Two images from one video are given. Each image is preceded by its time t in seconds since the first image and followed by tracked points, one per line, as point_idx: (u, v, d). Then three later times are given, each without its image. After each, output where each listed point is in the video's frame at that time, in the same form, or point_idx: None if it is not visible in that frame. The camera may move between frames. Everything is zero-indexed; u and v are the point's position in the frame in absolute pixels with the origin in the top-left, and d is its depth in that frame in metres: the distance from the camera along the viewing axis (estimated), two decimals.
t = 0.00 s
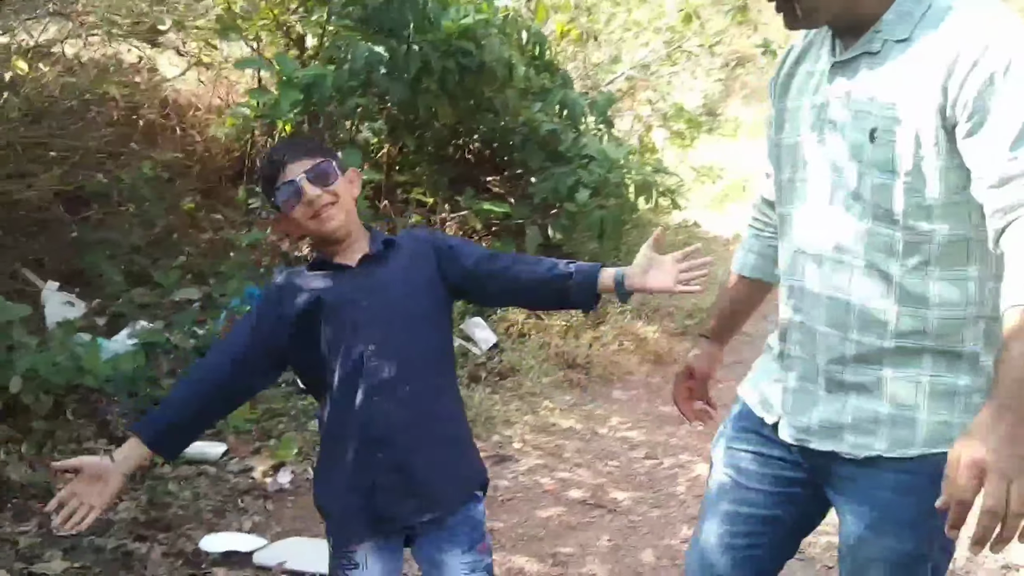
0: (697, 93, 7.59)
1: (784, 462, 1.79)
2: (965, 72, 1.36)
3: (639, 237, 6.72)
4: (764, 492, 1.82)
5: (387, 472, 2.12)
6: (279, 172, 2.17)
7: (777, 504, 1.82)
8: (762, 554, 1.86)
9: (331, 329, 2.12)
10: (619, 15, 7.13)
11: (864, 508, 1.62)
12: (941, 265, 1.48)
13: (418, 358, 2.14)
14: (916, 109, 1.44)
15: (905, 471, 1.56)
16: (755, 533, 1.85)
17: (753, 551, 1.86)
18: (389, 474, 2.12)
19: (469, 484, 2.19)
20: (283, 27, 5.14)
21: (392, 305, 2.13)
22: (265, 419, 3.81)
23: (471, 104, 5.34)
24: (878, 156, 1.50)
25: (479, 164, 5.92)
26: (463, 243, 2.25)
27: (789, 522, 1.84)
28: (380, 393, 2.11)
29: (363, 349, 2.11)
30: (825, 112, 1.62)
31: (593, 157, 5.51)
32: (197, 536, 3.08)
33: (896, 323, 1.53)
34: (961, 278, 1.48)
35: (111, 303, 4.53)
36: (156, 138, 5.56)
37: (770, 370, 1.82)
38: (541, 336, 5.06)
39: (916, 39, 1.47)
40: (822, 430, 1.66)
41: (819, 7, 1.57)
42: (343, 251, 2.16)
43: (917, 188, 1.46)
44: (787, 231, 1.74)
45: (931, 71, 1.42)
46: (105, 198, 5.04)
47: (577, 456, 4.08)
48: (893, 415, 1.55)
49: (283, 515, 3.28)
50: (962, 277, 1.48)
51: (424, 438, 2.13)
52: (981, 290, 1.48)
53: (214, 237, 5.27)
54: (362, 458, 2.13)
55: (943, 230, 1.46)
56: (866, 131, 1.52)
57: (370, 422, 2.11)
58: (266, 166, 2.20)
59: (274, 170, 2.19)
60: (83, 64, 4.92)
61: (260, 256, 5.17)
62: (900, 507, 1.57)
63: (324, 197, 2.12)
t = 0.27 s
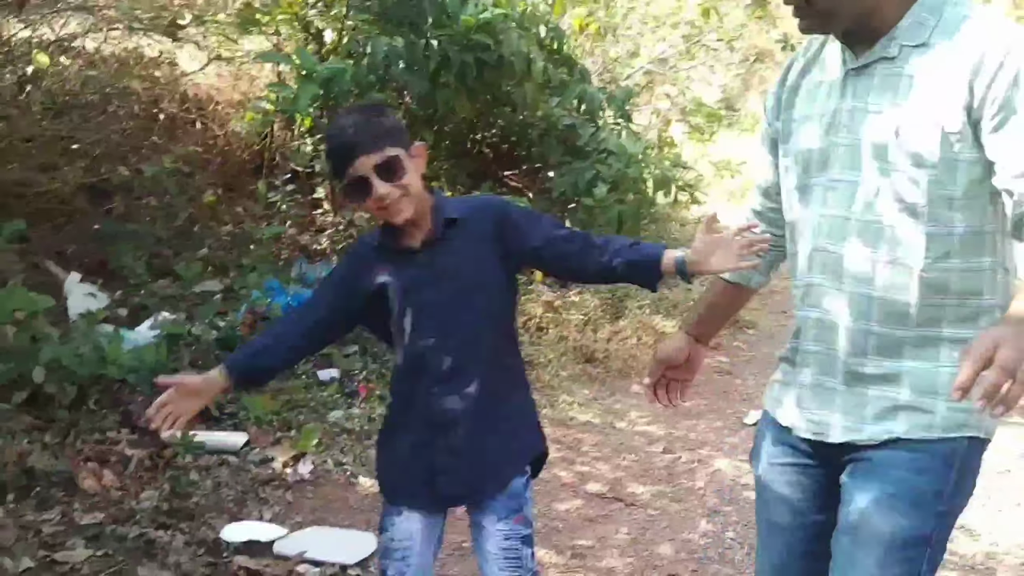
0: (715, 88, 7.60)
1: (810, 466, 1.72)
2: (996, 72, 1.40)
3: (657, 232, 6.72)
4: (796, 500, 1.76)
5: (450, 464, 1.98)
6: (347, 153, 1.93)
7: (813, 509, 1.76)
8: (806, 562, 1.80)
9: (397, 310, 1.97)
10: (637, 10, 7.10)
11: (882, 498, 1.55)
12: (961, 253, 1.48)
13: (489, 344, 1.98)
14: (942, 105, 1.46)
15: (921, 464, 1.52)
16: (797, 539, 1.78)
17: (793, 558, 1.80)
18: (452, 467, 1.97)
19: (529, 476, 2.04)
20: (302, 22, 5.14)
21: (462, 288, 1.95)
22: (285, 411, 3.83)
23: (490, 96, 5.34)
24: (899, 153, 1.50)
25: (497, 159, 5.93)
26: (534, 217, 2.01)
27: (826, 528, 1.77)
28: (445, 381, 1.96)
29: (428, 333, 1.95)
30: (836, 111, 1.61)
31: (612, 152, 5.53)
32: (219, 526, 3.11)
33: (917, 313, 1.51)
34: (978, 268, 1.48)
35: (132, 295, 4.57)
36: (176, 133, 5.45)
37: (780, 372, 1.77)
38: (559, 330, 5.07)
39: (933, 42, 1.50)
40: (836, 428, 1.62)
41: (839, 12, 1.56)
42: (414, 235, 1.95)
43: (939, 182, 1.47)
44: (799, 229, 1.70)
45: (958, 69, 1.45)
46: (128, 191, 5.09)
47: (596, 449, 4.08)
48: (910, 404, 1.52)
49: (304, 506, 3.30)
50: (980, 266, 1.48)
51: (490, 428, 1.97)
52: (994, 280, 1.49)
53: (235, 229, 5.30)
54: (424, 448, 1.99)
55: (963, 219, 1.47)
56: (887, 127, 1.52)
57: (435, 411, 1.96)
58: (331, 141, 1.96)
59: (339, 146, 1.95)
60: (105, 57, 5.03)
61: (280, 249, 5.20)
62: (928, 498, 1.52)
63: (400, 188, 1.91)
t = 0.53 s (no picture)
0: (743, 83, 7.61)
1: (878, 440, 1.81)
2: None
3: (683, 229, 6.69)
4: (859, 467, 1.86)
5: (503, 439, 2.14)
6: (470, 148, 2.06)
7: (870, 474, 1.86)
8: (859, 534, 1.90)
9: (468, 294, 2.13)
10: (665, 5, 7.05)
11: (949, 475, 1.67)
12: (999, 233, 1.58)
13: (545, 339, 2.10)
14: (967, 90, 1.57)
15: (975, 451, 1.64)
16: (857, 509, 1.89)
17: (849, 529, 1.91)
18: (504, 441, 2.13)
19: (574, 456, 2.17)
20: (331, 19, 5.16)
21: (521, 284, 2.08)
22: (311, 409, 3.87)
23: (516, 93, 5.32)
24: (932, 140, 1.61)
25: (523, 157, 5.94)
26: (599, 230, 2.08)
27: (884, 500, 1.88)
28: (502, 365, 2.11)
29: (490, 321, 2.10)
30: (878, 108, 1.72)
31: (638, 148, 5.48)
32: (245, 523, 3.15)
33: (959, 290, 1.62)
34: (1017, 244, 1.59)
35: (162, 291, 4.63)
36: (206, 128, 5.52)
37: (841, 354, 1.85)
38: (583, 327, 5.08)
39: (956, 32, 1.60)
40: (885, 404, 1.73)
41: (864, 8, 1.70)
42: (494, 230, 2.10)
43: (971, 164, 1.57)
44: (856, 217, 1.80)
45: (981, 56, 1.56)
46: (157, 188, 5.13)
47: (619, 448, 4.09)
48: (964, 381, 1.63)
49: (328, 503, 3.33)
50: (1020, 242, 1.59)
51: (538, 413, 2.11)
52: None
53: (262, 226, 5.34)
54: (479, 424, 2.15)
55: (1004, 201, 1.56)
56: (922, 116, 1.63)
57: (494, 390, 2.13)
58: (459, 130, 2.08)
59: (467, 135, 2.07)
60: (136, 55, 5.10)
61: (306, 246, 5.24)
62: (986, 483, 1.64)
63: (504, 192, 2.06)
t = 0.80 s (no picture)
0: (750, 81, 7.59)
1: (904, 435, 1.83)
2: None
3: (690, 227, 6.68)
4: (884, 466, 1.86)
5: (518, 422, 2.28)
6: (482, 147, 2.18)
7: (895, 472, 1.86)
8: (885, 536, 1.87)
9: (481, 290, 2.27)
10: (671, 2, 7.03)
11: (982, 470, 1.67)
12: None
13: (554, 328, 2.25)
14: (996, 90, 1.57)
15: (1006, 436, 1.66)
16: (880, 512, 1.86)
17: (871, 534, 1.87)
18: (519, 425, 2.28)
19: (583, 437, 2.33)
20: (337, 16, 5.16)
21: (533, 277, 2.24)
22: (317, 405, 3.87)
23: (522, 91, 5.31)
24: (961, 138, 1.61)
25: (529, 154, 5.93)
26: (603, 224, 2.26)
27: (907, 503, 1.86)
28: (514, 355, 2.26)
29: (503, 313, 2.25)
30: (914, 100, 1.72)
31: (644, 145, 5.46)
32: (250, 518, 3.15)
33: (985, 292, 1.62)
34: None
35: (168, 288, 4.64)
36: (213, 124, 5.53)
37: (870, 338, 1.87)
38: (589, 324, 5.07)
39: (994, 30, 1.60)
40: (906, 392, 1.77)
41: (897, 4, 1.68)
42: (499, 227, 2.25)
43: (1001, 168, 1.57)
44: (883, 209, 1.81)
45: (1013, 57, 1.55)
46: (164, 185, 5.12)
47: (625, 445, 4.08)
48: (985, 382, 1.65)
49: (333, 499, 3.34)
50: None
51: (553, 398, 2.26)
52: None
53: (268, 223, 5.35)
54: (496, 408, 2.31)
55: None
56: (950, 115, 1.63)
57: (508, 377, 2.27)
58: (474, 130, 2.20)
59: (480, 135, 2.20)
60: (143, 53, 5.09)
61: (313, 243, 5.25)
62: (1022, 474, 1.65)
63: (512, 194, 2.19)
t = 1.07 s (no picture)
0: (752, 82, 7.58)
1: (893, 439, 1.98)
2: None
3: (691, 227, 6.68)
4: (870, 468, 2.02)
5: (507, 420, 2.35)
6: (479, 154, 2.18)
7: (889, 466, 2.00)
8: (875, 525, 2.04)
9: (467, 294, 2.28)
10: (674, 3, 7.02)
11: (966, 470, 1.79)
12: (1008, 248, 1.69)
13: (539, 329, 2.30)
14: (986, 102, 1.65)
15: (994, 437, 1.76)
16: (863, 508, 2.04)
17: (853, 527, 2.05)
18: (507, 422, 2.35)
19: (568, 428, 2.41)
20: (339, 16, 5.16)
21: (524, 280, 2.26)
22: (318, 405, 3.86)
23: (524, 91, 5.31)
24: (949, 147, 1.72)
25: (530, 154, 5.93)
26: (586, 229, 2.31)
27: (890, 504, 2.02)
28: (503, 357, 2.29)
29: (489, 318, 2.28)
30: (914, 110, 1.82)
31: (646, 146, 5.47)
32: (251, 518, 3.15)
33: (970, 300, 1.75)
34: None
35: (170, 288, 4.64)
36: (216, 124, 5.53)
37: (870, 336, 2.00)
38: (590, 325, 5.07)
39: (988, 40, 1.68)
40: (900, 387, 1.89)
41: (896, 12, 1.79)
42: (480, 233, 2.26)
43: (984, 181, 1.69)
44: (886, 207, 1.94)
45: (1000, 73, 1.64)
46: (166, 184, 5.10)
47: (626, 445, 4.08)
48: (974, 386, 1.75)
49: (335, 499, 3.34)
50: None
51: (540, 396, 2.32)
52: None
53: (270, 223, 5.34)
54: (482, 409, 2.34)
55: (1018, 230, 1.63)
56: (943, 123, 1.73)
57: (497, 379, 2.31)
58: (466, 135, 2.20)
59: (472, 140, 2.20)
60: (145, 52, 5.11)
61: (315, 243, 5.25)
62: (1012, 473, 1.75)
63: (502, 203, 2.19)
